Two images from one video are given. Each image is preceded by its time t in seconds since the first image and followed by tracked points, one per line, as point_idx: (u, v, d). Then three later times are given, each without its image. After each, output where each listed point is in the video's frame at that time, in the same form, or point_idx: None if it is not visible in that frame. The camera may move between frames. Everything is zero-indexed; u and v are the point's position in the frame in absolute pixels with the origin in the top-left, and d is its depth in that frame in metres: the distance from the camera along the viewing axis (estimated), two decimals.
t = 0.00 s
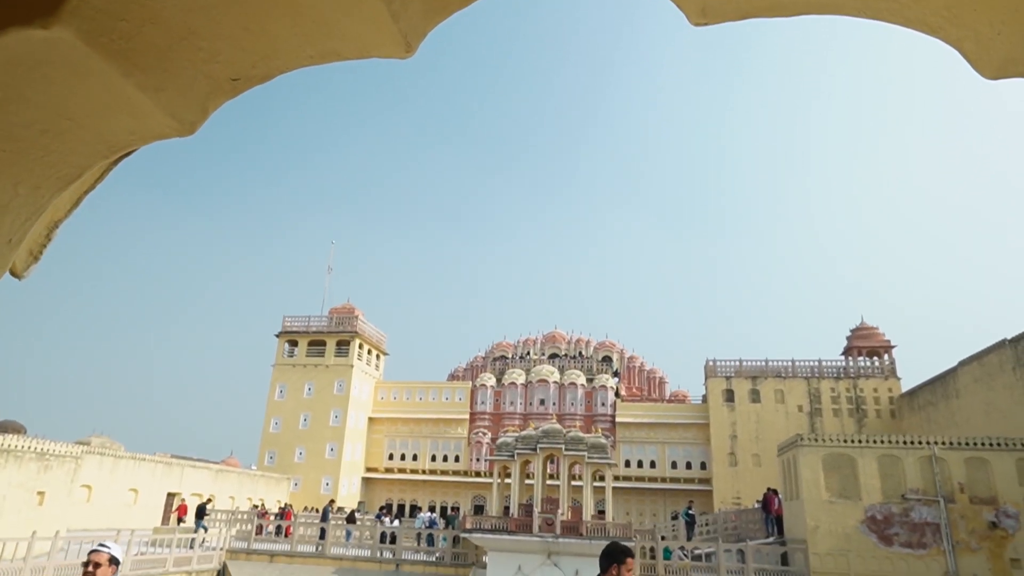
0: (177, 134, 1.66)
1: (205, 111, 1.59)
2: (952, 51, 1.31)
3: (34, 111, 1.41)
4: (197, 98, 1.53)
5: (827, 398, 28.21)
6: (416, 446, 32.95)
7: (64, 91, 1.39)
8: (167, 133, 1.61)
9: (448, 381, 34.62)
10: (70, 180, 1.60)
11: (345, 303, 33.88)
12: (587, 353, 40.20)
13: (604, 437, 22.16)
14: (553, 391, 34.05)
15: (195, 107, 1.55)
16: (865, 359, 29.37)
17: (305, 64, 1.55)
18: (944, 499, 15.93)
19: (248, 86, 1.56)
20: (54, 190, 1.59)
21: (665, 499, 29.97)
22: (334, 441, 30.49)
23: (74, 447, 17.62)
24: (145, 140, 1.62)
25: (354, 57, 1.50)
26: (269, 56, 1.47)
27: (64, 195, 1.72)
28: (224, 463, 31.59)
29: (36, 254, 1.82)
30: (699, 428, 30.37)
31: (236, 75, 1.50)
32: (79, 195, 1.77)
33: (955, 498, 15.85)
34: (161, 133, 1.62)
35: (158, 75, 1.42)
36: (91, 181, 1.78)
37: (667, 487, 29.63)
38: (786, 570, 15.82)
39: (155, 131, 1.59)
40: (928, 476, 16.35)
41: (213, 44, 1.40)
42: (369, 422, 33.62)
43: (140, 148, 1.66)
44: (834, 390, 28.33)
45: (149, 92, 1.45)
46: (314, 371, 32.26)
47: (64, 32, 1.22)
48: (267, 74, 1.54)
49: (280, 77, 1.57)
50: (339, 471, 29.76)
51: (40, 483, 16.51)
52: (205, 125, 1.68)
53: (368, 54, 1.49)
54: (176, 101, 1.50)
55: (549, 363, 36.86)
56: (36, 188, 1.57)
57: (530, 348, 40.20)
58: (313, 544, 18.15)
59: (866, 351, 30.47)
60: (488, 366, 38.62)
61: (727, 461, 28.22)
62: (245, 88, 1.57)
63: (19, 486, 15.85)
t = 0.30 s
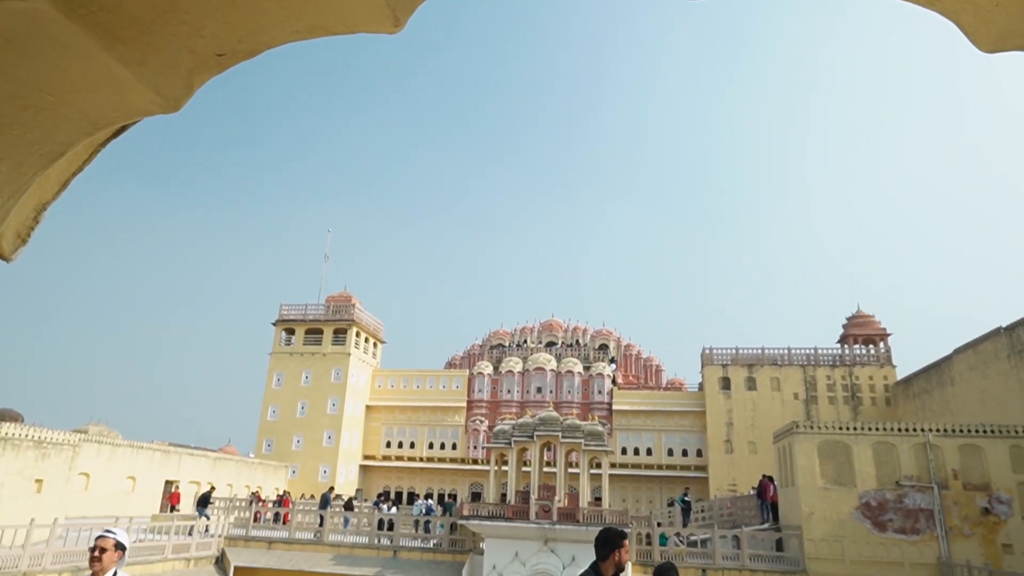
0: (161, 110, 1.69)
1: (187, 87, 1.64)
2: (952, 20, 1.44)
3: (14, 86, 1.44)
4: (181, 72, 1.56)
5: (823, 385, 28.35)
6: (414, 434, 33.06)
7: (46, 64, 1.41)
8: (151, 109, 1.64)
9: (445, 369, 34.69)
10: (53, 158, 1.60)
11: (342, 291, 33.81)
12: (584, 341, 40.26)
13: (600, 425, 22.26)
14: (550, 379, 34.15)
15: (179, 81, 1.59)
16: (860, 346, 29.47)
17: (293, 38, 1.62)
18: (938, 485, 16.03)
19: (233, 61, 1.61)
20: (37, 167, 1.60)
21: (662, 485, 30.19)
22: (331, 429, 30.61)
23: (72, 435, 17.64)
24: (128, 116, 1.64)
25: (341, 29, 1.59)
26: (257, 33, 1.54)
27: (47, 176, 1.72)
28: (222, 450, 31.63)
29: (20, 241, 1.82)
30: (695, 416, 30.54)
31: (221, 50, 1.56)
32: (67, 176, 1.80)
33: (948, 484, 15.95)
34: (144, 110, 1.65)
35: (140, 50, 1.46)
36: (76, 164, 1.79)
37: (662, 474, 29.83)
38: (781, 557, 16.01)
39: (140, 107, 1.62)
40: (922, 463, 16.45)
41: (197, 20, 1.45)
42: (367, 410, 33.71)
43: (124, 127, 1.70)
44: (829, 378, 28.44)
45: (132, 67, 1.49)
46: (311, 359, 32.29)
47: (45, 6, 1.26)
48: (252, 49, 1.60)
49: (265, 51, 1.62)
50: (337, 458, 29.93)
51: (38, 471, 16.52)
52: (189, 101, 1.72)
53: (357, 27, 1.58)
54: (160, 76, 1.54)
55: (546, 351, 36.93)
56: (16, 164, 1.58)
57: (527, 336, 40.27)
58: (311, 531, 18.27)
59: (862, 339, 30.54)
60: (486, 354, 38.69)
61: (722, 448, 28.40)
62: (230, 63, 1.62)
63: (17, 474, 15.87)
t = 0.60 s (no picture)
0: (149, 84, 1.70)
1: (177, 62, 1.67)
2: None
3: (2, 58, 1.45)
4: (172, 46, 1.59)
5: (820, 373, 28.45)
6: (412, 422, 33.15)
7: (32, 39, 1.45)
8: (141, 84, 1.67)
9: (444, 358, 34.75)
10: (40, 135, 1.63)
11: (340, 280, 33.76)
12: (582, 330, 40.31)
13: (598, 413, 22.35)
14: (548, 367, 34.22)
15: (169, 56, 1.62)
16: (858, 334, 29.53)
17: (281, 14, 1.65)
18: (933, 472, 16.13)
19: (223, 36, 1.64)
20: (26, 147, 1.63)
21: (659, 473, 30.39)
22: (330, 418, 30.73)
23: (70, 424, 17.66)
24: (118, 92, 1.67)
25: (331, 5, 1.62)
26: (245, 6, 1.57)
27: (38, 157, 1.75)
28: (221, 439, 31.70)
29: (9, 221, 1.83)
30: (692, 404, 30.69)
31: (212, 25, 1.59)
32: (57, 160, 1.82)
33: (944, 471, 16.05)
34: (134, 86, 1.68)
35: (129, 23, 1.48)
36: (68, 142, 1.81)
37: (660, 462, 30.02)
38: (777, 543, 16.15)
39: (130, 83, 1.65)
40: (918, 450, 16.54)
41: None
42: (365, 398, 33.79)
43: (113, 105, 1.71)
44: (826, 365, 28.53)
45: (122, 40, 1.52)
46: (309, 348, 32.31)
47: None
48: (242, 24, 1.63)
49: (255, 26, 1.65)
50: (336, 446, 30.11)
51: (37, 460, 16.56)
52: (178, 76, 1.74)
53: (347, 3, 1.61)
54: (151, 49, 1.57)
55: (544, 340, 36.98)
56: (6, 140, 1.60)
57: (525, 325, 40.30)
58: (310, 518, 18.36)
59: (859, 327, 30.61)
60: (484, 343, 38.75)
61: (720, 436, 28.55)
62: (219, 39, 1.65)
63: (17, 462, 15.92)
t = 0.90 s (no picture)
0: (146, 56, 1.72)
1: (175, 34, 1.68)
2: None
3: None
4: (170, 17, 1.60)
5: (818, 361, 28.52)
6: (411, 409, 33.26)
7: (32, 7, 1.46)
8: (138, 56, 1.69)
9: (443, 345, 34.82)
10: (38, 107, 1.63)
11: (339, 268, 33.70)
12: (581, 318, 40.35)
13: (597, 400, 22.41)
14: (547, 355, 34.27)
15: (167, 27, 1.64)
16: (856, 322, 29.56)
17: None
18: (930, 459, 16.21)
19: (220, 8, 1.64)
20: (22, 117, 1.63)
21: (656, 459, 30.58)
22: (329, 405, 30.86)
23: (70, 411, 17.69)
24: (116, 64, 1.68)
25: None
26: None
27: (34, 135, 1.76)
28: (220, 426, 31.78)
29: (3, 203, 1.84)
30: (690, 391, 30.83)
31: None
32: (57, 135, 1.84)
33: (940, 458, 16.12)
34: (132, 57, 1.69)
35: None
36: (65, 123, 1.83)
37: (658, 449, 30.18)
38: (774, 530, 16.28)
39: (127, 54, 1.67)
40: (915, 437, 16.60)
41: None
42: (364, 386, 33.89)
43: (112, 75, 1.74)
44: (824, 354, 28.60)
45: (119, 12, 1.53)
46: (308, 336, 32.34)
47: None
48: None
49: None
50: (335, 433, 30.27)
51: (37, 446, 16.59)
52: (176, 48, 1.75)
53: None
54: (147, 17, 1.57)
55: (543, 328, 37.01)
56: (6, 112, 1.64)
57: (524, 313, 40.35)
58: (310, 505, 18.46)
59: (857, 316, 30.66)
60: (483, 330, 38.80)
61: (718, 423, 28.69)
62: (216, 10, 1.65)
63: (17, 448, 15.96)
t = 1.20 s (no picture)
0: (146, 28, 1.70)
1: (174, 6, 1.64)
2: None
3: None
4: None
5: (816, 349, 28.57)
6: (411, 397, 33.36)
7: None
8: (136, 26, 1.67)
9: (442, 333, 34.84)
10: (35, 79, 1.67)
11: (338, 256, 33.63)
12: (580, 306, 40.36)
13: (596, 388, 22.45)
14: (546, 343, 34.30)
15: None
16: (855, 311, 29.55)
17: None
18: (927, 447, 16.28)
19: None
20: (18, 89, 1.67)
21: (655, 447, 30.73)
22: (329, 392, 30.97)
23: (71, 398, 17.72)
24: (114, 34, 1.68)
25: None
26: None
27: (31, 111, 1.84)
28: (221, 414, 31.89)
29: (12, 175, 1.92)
30: (689, 379, 30.92)
31: None
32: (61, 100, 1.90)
33: (938, 446, 16.18)
34: (131, 28, 1.68)
35: None
36: (62, 99, 1.91)
37: (657, 437, 30.31)
38: (771, 516, 16.41)
39: (125, 24, 1.65)
40: (913, 426, 16.65)
41: None
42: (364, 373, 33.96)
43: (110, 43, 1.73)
44: (823, 342, 28.64)
45: None
46: (307, 324, 32.36)
47: None
48: None
49: None
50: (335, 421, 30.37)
51: (38, 433, 16.65)
52: (177, 20, 1.71)
53: None
54: None
55: (542, 316, 37.02)
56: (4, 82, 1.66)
57: (523, 301, 40.35)
58: (311, 492, 18.56)
59: (856, 304, 30.67)
60: (482, 318, 38.83)
61: (716, 411, 28.79)
62: None
63: (18, 436, 16.01)
